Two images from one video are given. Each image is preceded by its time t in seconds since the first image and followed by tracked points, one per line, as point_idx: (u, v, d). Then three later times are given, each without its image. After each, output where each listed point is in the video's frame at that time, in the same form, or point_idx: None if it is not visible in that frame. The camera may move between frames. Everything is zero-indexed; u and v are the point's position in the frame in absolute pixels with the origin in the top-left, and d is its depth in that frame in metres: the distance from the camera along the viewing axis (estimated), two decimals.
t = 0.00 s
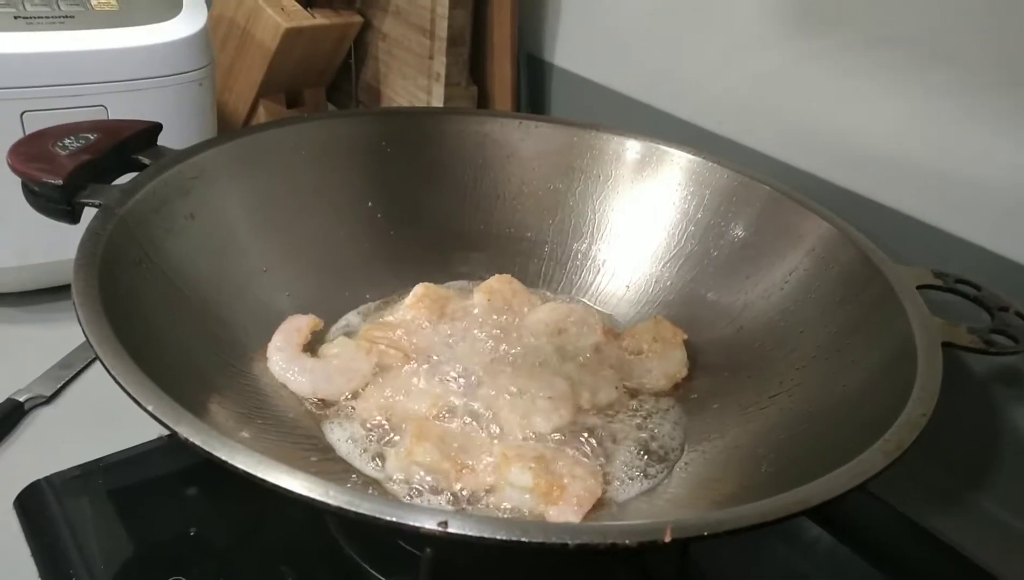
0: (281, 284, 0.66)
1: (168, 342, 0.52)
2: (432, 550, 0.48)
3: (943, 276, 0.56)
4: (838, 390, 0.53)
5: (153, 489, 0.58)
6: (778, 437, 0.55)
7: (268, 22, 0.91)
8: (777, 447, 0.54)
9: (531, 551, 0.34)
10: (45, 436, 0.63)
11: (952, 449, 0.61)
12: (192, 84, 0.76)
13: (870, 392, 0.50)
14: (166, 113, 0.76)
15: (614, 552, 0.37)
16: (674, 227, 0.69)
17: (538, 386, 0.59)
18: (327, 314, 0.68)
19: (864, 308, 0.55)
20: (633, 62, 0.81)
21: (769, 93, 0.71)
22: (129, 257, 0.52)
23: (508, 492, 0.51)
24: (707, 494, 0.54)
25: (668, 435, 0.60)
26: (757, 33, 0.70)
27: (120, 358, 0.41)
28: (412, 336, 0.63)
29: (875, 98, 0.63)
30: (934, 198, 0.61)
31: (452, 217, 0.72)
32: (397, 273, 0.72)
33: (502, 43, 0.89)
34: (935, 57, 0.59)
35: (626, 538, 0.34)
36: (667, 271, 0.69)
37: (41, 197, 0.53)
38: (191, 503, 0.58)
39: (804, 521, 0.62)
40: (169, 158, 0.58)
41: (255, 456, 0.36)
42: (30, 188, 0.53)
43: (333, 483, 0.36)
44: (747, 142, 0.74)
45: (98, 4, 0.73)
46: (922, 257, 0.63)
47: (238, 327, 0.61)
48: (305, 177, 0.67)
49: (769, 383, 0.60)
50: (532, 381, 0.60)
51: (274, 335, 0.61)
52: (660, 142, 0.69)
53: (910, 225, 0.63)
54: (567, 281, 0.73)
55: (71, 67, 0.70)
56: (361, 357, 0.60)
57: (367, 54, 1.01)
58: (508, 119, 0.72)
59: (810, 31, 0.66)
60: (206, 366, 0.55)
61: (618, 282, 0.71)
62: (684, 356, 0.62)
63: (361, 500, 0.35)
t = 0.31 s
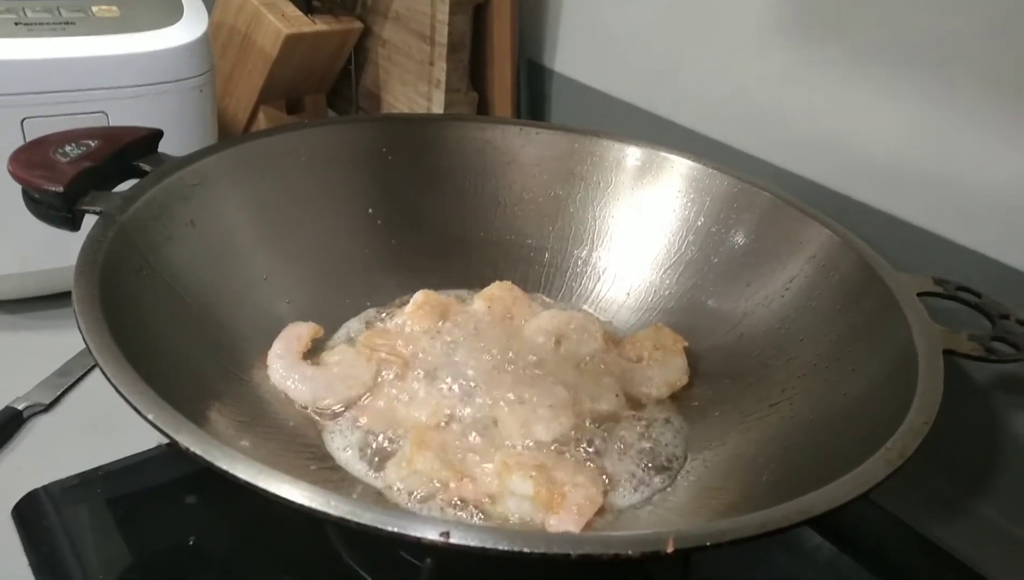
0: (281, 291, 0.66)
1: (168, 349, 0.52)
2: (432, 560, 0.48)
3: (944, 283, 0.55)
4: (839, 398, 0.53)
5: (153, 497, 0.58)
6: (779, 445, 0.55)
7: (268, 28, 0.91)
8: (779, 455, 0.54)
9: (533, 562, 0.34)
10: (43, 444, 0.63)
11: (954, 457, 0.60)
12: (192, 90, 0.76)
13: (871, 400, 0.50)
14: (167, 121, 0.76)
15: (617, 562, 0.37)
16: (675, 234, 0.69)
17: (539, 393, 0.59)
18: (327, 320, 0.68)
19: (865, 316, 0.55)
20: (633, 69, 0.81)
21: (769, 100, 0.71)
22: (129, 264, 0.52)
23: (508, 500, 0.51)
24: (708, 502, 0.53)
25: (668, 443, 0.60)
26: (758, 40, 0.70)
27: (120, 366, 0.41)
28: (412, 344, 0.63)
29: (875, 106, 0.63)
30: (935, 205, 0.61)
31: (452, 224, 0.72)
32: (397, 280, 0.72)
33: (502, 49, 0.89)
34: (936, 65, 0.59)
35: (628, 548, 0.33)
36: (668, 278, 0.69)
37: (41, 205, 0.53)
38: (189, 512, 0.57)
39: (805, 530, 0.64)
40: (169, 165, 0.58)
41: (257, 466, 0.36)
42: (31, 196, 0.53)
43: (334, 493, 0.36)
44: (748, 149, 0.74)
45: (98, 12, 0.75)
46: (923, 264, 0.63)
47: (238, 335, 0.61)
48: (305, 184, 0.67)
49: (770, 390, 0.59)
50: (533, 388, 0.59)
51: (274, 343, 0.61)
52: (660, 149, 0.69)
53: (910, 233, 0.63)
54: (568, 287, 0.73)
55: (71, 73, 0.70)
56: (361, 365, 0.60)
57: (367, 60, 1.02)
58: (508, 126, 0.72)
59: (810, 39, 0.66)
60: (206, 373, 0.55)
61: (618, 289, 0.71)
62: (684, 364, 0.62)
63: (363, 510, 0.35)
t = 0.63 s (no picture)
0: (272, 316, 0.65)
1: (156, 375, 0.52)
2: None
3: (935, 305, 0.56)
4: (832, 421, 0.53)
5: (139, 526, 0.57)
6: (773, 468, 0.54)
7: (261, 54, 0.92)
8: (773, 478, 0.53)
9: None
10: (29, 472, 0.62)
11: (947, 479, 0.60)
12: (184, 116, 0.76)
13: (864, 423, 0.50)
14: (158, 147, 0.76)
15: None
16: (667, 258, 0.69)
17: (531, 418, 0.59)
18: (318, 345, 0.68)
19: (856, 339, 0.55)
20: (624, 94, 0.82)
21: (760, 124, 0.71)
22: (118, 290, 0.51)
23: (501, 527, 0.50)
24: (702, 527, 0.53)
25: (662, 467, 0.59)
26: (747, 66, 0.71)
27: (107, 393, 0.40)
28: (404, 369, 0.63)
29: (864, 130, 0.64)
30: (925, 227, 0.62)
31: (444, 248, 0.72)
32: (389, 305, 0.72)
33: (494, 75, 0.90)
34: (924, 89, 0.60)
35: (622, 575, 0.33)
36: (660, 301, 0.69)
37: (31, 230, 0.53)
38: (176, 540, 0.57)
39: (800, 554, 0.63)
40: (160, 191, 0.58)
41: (245, 494, 0.36)
42: (20, 222, 0.53)
43: (324, 520, 0.35)
44: (738, 173, 0.74)
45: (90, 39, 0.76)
46: (914, 286, 0.63)
47: (227, 360, 0.60)
48: (296, 209, 0.67)
49: (764, 414, 0.59)
50: (526, 413, 0.59)
51: (264, 368, 0.61)
52: (651, 173, 0.69)
53: (901, 255, 0.63)
54: (560, 311, 0.73)
55: (63, 100, 0.70)
56: (352, 390, 0.60)
57: (359, 87, 1.02)
58: (500, 150, 0.72)
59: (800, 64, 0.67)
60: (195, 399, 0.55)
61: (610, 312, 0.71)
62: (677, 387, 0.62)
63: (353, 538, 0.34)
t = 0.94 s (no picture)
0: (271, 317, 0.64)
1: (153, 377, 0.51)
2: None
3: (945, 303, 0.55)
4: (841, 422, 0.52)
5: (137, 529, 0.56)
6: (780, 470, 0.53)
7: (259, 53, 0.91)
8: (781, 480, 0.52)
9: None
10: (25, 475, 0.61)
11: (957, 480, 0.59)
12: (182, 115, 0.76)
13: (874, 424, 0.49)
14: (155, 146, 0.75)
15: None
16: (671, 257, 0.68)
17: (534, 420, 0.58)
18: (318, 346, 0.67)
19: (866, 339, 0.54)
20: (626, 92, 0.81)
21: (764, 122, 0.70)
22: (115, 291, 0.51)
23: (504, 531, 0.49)
24: (710, 530, 0.52)
25: (668, 469, 0.58)
26: (751, 63, 0.70)
27: (100, 396, 0.39)
28: (405, 370, 0.62)
29: (871, 126, 0.63)
30: (933, 225, 0.60)
31: (445, 248, 0.71)
32: (389, 305, 0.71)
33: (495, 73, 0.89)
34: (931, 84, 0.59)
35: None
36: (664, 301, 0.68)
37: (25, 231, 0.52)
38: (175, 545, 0.56)
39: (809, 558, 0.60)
40: (157, 190, 0.57)
41: (242, 500, 0.35)
42: (14, 222, 0.52)
43: (323, 526, 0.34)
44: (742, 171, 0.73)
45: (86, 37, 0.75)
46: (922, 285, 0.62)
47: (226, 362, 0.60)
48: (295, 209, 0.66)
49: (771, 415, 0.58)
50: (529, 415, 0.58)
51: (263, 369, 0.60)
52: (655, 172, 0.68)
53: (909, 254, 0.62)
54: (563, 311, 0.72)
55: (59, 98, 0.69)
56: (352, 392, 0.59)
57: (359, 86, 1.01)
58: (502, 149, 0.71)
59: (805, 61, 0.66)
60: (193, 401, 0.54)
61: (614, 312, 0.70)
62: (682, 388, 0.61)
63: (353, 545, 0.33)
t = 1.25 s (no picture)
0: (263, 320, 0.63)
1: (141, 382, 0.49)
2: None
3: (955, 302, 0.53)
4: (851, 425, 0.50)
5: (125, 539, 0.55)
6: (788, 474, 0.52)
7: (252, 53, 0.89)
8: (789, 485, 0.51)
9: None
10: (11, 484, 0.59)
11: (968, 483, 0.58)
12: (172, 114, 0.74)
13: (885, 427, 0.47)
14: (145, 146, 0.73)
15: None
16: (673, 257, 0.66)
17: (534, 424, 0.56)
18: (312, 350, 0.65)
19: (874, 339, 0.53)
20: (625, 89, 0.80)
21: (765, 119, 0.69)
22: (102, 294, 0.49)
23: (505, 539, 0.48)
24: (716, 536, 0.50)
25: (672, 473, 0.57)
26: (752, 58, 0.68)
27: (83, 402, 0.38)
28: (401, 374, 0.60)
29: (875, 121, 0.61)
30: (940, 223, 0.59)
31: (441, 248, 0.70)
32: (385, 308, 0.69)
33: (491, 72, 0.87)
34: (936, 78, 0.57)
35: None
36: (666, 301, 0.67)
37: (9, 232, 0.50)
38: (165, 554, 0.54)
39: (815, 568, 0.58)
40: (145, 190, 0.55)
41: (230, 512, 0.33)
42: None
43: (315, 539, 0.32)
44: (744, 169, 0.71)
45: (75, 37, 0.74)
46: (928, 283, 0.60)
47: (217, 367, 0.58)
48: (288, 210, 0.64)
49: (777, 417, 0.57)
50: (529, 418, 0.57)
51: (255, 374, 0.58)
52: (656, 170, 0.67)
53: (915, 252, 0.61)
54: (562, 312, 0.70)
55: (45, 97, 0.67)
56: (347, 396, 0.57)
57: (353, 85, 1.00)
58: (499, 148, 0.69)
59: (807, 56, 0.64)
60: (182, 407, 0.52)
61: (615, 313, 0.69)
62: (686, 391, 0.60)
63: (348, 558, 0.31)
